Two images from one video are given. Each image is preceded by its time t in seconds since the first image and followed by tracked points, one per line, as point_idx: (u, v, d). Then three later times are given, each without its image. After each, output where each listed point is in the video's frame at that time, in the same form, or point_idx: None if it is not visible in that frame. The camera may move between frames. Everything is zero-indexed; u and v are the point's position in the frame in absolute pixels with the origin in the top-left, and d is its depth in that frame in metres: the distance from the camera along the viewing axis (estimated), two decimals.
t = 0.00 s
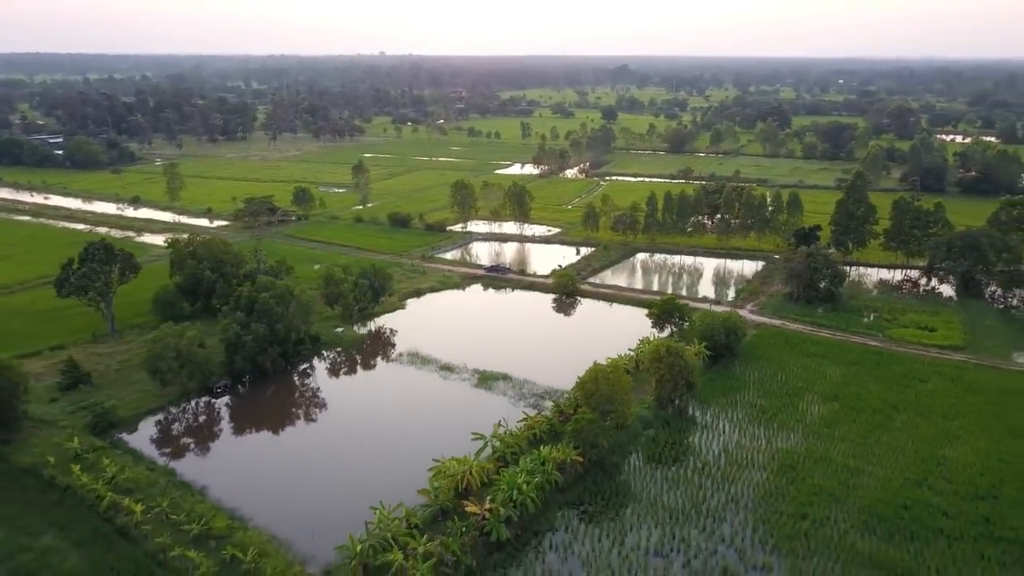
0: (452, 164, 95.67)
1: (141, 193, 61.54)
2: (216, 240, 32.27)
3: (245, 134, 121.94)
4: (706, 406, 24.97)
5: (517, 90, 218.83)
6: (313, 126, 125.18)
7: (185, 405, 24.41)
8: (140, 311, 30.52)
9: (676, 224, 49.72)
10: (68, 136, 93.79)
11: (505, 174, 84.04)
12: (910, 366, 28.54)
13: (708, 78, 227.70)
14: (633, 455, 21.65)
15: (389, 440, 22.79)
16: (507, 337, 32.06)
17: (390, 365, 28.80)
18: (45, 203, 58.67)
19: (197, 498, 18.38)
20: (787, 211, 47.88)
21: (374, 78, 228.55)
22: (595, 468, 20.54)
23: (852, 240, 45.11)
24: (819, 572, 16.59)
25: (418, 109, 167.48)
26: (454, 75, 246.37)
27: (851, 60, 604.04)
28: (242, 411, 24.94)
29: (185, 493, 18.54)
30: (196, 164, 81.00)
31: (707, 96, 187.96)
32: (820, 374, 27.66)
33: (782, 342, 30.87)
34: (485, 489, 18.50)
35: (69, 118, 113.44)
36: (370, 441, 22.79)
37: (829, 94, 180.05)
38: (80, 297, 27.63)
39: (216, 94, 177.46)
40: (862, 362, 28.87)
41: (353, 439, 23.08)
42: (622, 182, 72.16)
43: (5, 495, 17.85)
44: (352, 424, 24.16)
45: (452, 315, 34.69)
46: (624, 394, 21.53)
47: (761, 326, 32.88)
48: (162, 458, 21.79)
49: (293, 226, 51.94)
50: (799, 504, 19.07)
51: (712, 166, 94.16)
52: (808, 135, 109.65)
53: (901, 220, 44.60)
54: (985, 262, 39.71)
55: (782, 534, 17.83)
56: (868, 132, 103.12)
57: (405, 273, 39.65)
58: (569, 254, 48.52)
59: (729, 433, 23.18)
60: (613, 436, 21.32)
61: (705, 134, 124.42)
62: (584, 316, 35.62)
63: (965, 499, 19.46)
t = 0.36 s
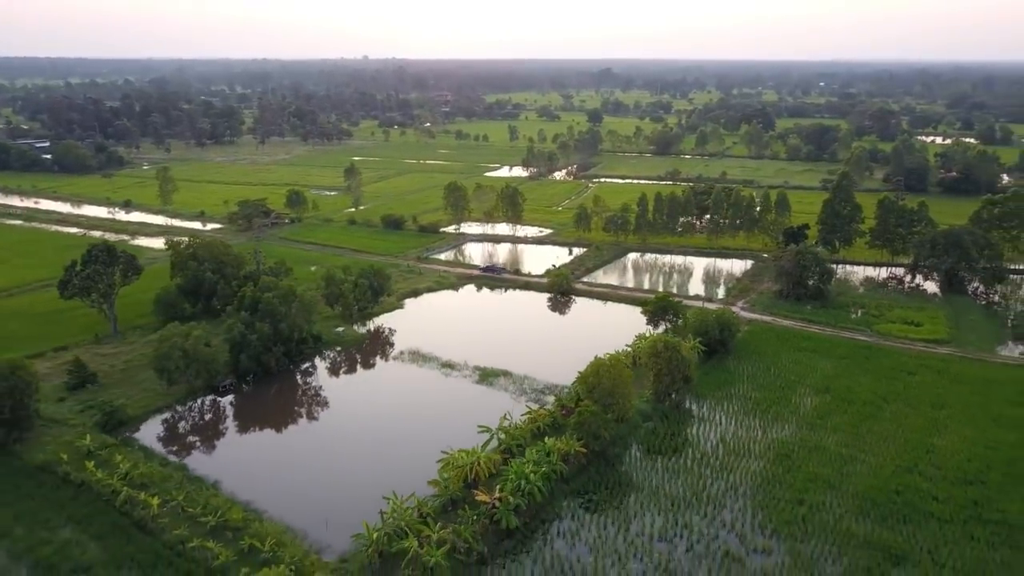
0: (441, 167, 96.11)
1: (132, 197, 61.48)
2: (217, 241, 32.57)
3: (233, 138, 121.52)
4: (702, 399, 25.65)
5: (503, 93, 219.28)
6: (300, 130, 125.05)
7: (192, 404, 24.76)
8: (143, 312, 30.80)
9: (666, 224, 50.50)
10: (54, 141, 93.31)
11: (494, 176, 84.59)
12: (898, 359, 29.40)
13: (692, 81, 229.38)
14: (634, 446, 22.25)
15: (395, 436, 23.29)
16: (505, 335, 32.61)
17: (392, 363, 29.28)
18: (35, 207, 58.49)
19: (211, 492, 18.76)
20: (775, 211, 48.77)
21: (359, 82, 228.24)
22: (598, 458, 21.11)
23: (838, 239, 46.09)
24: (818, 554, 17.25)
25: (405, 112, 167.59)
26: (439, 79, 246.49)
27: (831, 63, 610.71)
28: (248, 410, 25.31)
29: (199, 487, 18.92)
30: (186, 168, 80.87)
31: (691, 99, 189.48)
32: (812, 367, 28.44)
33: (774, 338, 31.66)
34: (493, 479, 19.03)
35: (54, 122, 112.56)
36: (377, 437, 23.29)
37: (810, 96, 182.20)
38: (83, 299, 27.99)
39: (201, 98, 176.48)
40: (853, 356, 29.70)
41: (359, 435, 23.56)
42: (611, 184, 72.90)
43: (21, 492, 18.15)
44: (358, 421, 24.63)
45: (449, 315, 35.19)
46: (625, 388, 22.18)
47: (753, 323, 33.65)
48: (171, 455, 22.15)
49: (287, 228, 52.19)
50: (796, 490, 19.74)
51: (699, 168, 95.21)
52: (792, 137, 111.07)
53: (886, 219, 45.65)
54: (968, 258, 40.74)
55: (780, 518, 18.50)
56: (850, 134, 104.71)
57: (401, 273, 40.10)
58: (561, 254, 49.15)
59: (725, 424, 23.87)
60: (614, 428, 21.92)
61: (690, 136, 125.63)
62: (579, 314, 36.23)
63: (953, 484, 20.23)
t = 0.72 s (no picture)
0: (431, 169, 96.35)
1: (124, 201, 61.31)
2: (214, 243, 32.76)
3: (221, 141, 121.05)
4: (697, 394, 26.14)
5: (490, 95, 219.74)
6: (289, 133, 124.79)
7: (194, 403, 24.99)
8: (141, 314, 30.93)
9: (657, 224, 51.11)
10: (41, 145, 92.73)
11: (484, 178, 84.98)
12: (886, 354, 30.07)
13: (678, 83, 230.90)
14: (632, 440, 22.72)
15: (397, 433, 23.67)
16: (501, 334, 33.01)
17: (391, 362, 29.64)
18: (25, 211, 58.22)
19: (219, 489, 19.04)
20: (764, 210, 49.52)
21: (346, 85, 227.63)
22: (597, 452, 21.55)
23: (826, 238, 46.89)
24: (814, 541, 17.79)
25: (392, 115, 167.52)
26: (426, 81, 246.51)
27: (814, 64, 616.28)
28: (250, 409, 25.58)
29: (206, 484, 19.22)
30: (175, 171, 80.64)
31: (677, 100, 190.74)
32: (803, 363, 29.04)
33: (765, 335, 32.27)
34: (496, 474, 19.45)
35: (40, 126, 111.67)
36: (379, 435, 23.68)
37: (794, 98, 184.01)
38: (82, 300, 28.20)
39: (187, 101, 175.47)
40: (842, 352, 30.34)
41: (361, 433, 23.92)
42: (601, 185, 73.47)
43: (30, 490, 18.32)
44: (359, 419, 24.99)
45: (445, 315, 35.55)
46: (622, 383, 22.65)
47: (745, 320, 34.28)
48: (176, 454, 22.39)
49: (280, 230, 52.34)
50: (791, 481, 20.28)
51: (687, 169, 96.05)
52: (778, 138, 112.24)
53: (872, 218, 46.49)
54: (953, 256, 41.59)
55: (777, 508, 19.03)
56: (835, 134, 106.03)
57: (396, 274, 40.41)
58: (554, 254, 49.62)
59: (720, 419, 24.37)
60: (613, 422, 22.40)
61: (677, 138, 126.62)
62: (573, 314, 36.70)
63: (943, 473, 20.86)
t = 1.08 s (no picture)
0: (425, 171, 96.66)
1: (120, 203, 61.31)
2: (215, 244, 32.93)
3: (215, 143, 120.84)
4: (696, 391, 26.53)
5: (482, 98, 219.89)
6: (282, 136, 124.70)
7: (200, 402, 25.22)
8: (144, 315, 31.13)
9: (653, 224, 51.59)
10: (34, 147, 92.43)
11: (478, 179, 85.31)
12: (881, 352, 30.58)
13: (669, 85, 231.93)
14: (634, 436, 23.10)
15: (404, 430, 24.00)
16: (501, 334, 33.36)
17: (395, 360, 30.00)
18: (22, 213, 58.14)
19: (230, 485, 19.32)
20: (758, 211, 50.06)
21: (338, 87, 227.36)
22: (601, 448, 21.92)
23: (819, 239, 47.51)
24: (815, 532, 18.21)
25: (385, 117, 167.52)
26: (419, 84, 246.48)
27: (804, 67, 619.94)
28: (255, 408, 25.83)
29: (217, 480, 19.49)
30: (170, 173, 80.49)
31: (669, 103, 191.63)
32: (799, 361, 29.47)
33: (763, 333, 32.78)
34: (503, 468, 19.79)
35: (32, 128, 111.11)
36: (386, 431, 24.03)
37: (785, 100, 185.29)
38: (86, 300, 28.38)
39: (179, 104, 174.86)
40: (838, 350, 30.83)
41: (368, 429, 24.26)
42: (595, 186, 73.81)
43: (42, 487, 18.54)
44: (365, 416, 25.31)
45: (445, 314, 35.88)
46: (623, 380, 23.04)
47: (742, 319, 34.75)
48: (184, 452, 22.64)
49: (278, 232, 52.52)
50: (791, 475, 20.70)
51: (680, 171, 96.65)
52: (770, 139, 113.08)
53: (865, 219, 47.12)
54: (945, 256, 42.20)
55: (777, 501, 19.45)
56: (826, 136, 106.98)
57: (396, 275, 40.70)
58: (551, 255, 50.03)
59: (720, 415, 24.79)
60: (615, 419, 22.79)
61: (670, 139, 127.34)
62: (572, 313, 37.09)
63: (939, 466, 21.35)
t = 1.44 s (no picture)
0: (424, 172, 96.84)
1: (121, 205, 61.41)
2: (219, 244, 33.13)
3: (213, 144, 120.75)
4: (701, 390, 26.82)
5: (479, 99, 220.11)
6: (281, 137, 124.73)
7: (209, 402, 25.38)
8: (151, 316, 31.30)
9: (653, 225, 51.90)
10: (33, 149, 92.46)
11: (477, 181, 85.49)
12: (882, 351, 30.91)
13: (666, 86, 232.37)
14: (640, 433, 23.35)
15: (413, 429, 24.23)
16: (506, 334, 33.57)
17: (401, 359, 30.23)
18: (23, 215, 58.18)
19: (244, 483, 19.54)
20: (758, 212, 50.41)
21: (335, 89, 227.43)
22: (608, 445, 22.18)
23: (818, 239, 47.87)
24: (821, 527, 18.49)
25: (382, 118, 167.71)
26: (415, 85, 246.62)
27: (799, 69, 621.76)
28: (263, 407, 26.01)
29: (230, 478, 19.71)
30: (170, 174, 80.55)
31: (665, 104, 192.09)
32: (801, 360, 29.76)
33: (764, 332, 33.09)
34: (513, 466, 20.06)
35: (30, 129, 110.94)
36: (394, 429, 24.25)
37: (780, 102, 185.91)
38: (94, 301, 28.56)
39: (176, 105, 174.69)
40: (839, 349, 31.14)
41: (377, 428, 24.48)
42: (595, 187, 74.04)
43: (56, 485, 18.72)
44: (373, 415, 25.52)
45: (449, 314, 36.11)
46: (630, 378, 23.31)
47: (744, 319, 35.05)
48: (195, 450, 22.80)
49: (280, 233, 52.67)
50: (796, 471, 20.98)
51: (678, 172, 97.01)
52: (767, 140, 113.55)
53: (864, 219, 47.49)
54: (943, 255, 42.49)
55: (783, 496, 19.74)
56: (822, 138, 107.50)
57: (399, 275, 40.92)
58: (553, 255, 50.32)
59: (724, 413, 25.07)
60: (622, 416, 23.06)
61: (667, 141, 127.75)
62: (576, 313, 37.34)
63: (941, 462, 21.66)
